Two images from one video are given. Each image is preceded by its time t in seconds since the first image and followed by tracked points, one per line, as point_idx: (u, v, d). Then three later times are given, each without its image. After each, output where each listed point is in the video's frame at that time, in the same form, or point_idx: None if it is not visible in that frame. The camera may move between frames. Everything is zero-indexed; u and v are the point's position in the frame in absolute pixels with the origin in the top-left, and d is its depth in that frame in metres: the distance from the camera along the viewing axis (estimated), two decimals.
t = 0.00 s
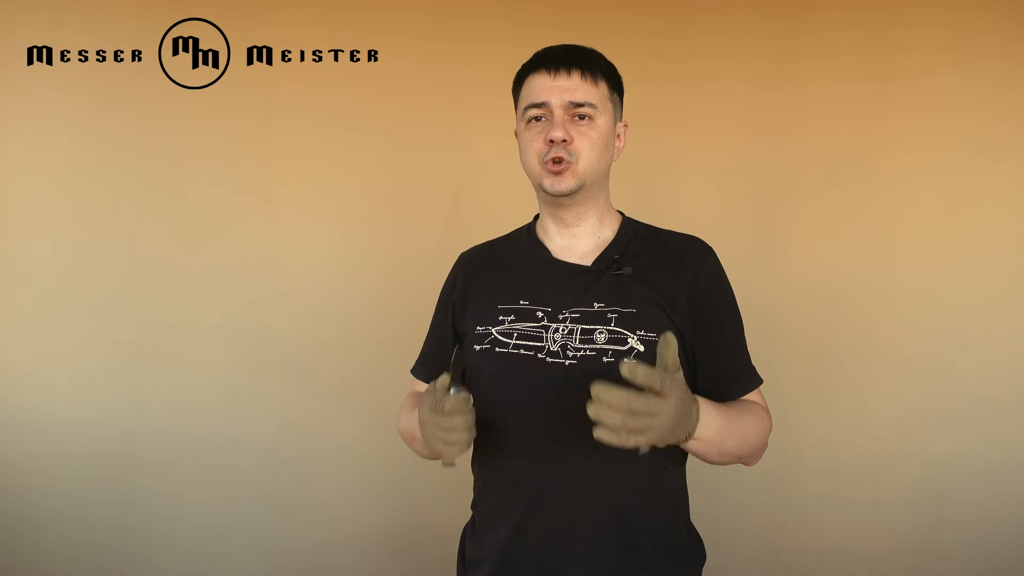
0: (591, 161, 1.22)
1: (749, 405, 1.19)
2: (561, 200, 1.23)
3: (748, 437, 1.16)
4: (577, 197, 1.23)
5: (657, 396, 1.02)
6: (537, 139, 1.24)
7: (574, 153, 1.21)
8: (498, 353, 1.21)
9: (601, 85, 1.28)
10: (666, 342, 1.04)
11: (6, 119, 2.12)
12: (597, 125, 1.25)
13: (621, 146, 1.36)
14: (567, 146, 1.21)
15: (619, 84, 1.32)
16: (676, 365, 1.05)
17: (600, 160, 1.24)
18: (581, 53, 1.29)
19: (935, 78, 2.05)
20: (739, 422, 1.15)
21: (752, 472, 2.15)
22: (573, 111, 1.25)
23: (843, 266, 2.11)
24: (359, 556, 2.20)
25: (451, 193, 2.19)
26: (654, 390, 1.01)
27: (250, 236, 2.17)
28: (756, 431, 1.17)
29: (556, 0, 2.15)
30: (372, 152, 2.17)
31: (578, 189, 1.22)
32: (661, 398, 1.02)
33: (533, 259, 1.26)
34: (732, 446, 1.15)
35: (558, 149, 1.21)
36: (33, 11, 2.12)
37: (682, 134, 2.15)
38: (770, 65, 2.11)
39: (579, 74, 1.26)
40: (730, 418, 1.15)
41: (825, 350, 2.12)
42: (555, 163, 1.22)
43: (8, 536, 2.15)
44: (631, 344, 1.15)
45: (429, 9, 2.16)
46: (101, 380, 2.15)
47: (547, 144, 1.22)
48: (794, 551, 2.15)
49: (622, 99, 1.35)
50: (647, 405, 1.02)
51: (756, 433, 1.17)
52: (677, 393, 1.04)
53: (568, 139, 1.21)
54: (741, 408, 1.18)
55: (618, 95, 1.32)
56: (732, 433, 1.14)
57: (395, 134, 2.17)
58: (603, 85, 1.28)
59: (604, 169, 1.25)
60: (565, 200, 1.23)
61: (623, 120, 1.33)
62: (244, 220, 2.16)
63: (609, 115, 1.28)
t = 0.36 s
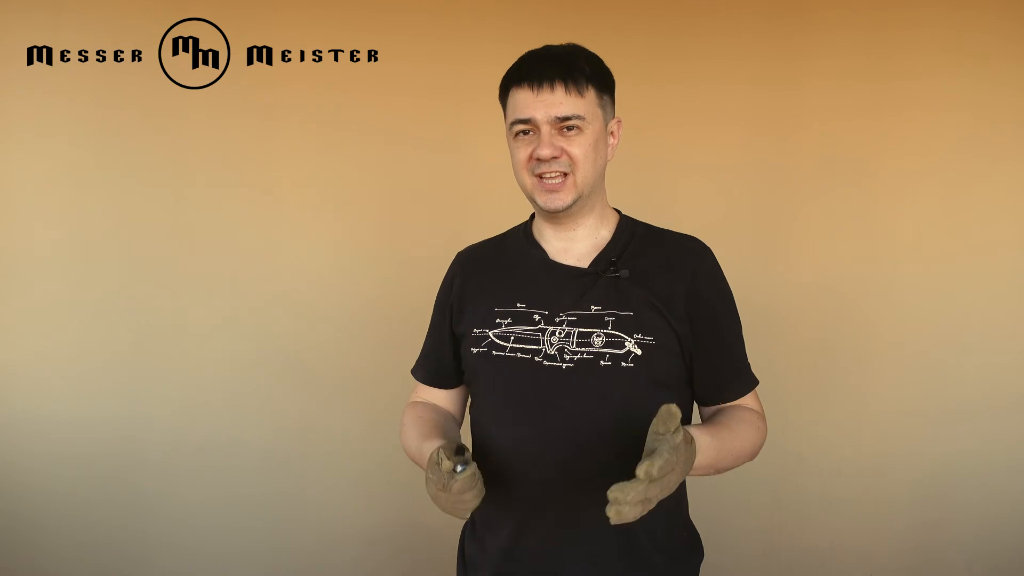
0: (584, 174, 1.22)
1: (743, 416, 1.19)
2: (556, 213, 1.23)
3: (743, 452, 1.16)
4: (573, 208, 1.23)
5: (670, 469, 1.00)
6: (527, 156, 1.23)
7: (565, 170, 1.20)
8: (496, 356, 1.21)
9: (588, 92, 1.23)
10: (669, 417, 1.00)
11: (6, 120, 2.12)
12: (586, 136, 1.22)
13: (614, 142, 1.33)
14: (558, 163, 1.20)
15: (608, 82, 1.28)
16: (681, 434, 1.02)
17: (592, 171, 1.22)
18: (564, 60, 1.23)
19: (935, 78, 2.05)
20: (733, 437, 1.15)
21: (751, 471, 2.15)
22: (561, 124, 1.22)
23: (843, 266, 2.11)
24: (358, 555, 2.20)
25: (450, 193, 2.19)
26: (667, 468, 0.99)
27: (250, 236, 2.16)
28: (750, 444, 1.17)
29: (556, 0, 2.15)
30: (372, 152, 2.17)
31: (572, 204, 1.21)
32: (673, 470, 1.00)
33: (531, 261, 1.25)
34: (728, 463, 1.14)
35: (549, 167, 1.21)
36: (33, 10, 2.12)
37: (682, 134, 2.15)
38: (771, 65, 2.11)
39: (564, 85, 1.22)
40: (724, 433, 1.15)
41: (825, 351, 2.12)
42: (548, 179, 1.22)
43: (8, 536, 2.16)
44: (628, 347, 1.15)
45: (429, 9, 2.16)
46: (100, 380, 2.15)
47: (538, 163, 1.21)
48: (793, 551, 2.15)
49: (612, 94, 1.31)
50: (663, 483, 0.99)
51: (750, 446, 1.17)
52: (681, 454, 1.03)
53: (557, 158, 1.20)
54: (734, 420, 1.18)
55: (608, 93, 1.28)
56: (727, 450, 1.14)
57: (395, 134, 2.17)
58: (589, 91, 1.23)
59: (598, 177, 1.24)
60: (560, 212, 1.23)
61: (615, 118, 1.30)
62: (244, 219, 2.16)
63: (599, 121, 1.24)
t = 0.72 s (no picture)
0: (577, 179, 1.21)
1: (734, 416, 1.17)
2: (551, 215, 1.23)
3: (728, 453, 1.14)
4: (567, 211, 1.23)
5: (614, 454, 1.02)
6: (520, 162, 1.22)
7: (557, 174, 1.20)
8: (493, 353, 1.21)
9: (580, 97, 1.22)
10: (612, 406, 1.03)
11: (6, 120, 2.12)
12: (579, 141, 1.21)
13: (610, 144, 1.32)
14: (550, 169, 1.20)
15: (600, 85, 1.26)
16: (637, 426, 1.04)
17: (586, 174, 1.22)
18: (556, 66, 1.22)
19: (935, 78, 2.05)
20: (720, 436, 1.14)
21: (751, 471, 2.15)
22: (553, 130, 1.21)
23: (843, 265, 2.11)
24: (358, 555, 2.20)
25: (450, 193, 2.19)
26: (606, 450, 1.02)
27: (250, 236, 2.17)
28: (737, 444, 1.15)
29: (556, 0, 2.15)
30: (372, 152, 2.17)
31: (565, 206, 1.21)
32: (619, 456, 1.02)
33: (528, 260, 1.26)
34: (712, 462, 1.14)
35: (542, 173, 1.20)
36: (33, 10, 2.12)
37: (681, 134, 2.15)
38: (771, 64, 2.11)
39: (555, 91, 1.20)
40: (711, 432, 1.14)
41: (825, 350, 2.12)
42: (541, 185, 1.21)
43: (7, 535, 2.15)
44: (622, 344, 1.15)
45: (429, 9, 2.16)
46: (100, 380, 2.15)
47: (530, 169, 1.20)
48: (792, 551, 2.15)
49: (606, 97, 1.29)
50: (604, 465, 1.03)
51: (737, 447, 1.15)
52: (642, 446, 1.04)
53: (549, 163, 1.19)
54: (724, 420, 1.16)
55: (601, 97, 1.26)
56: (712, 448, 1.13)
57: (395, 134, 2.17)
58: (582, 96, 1.22)
59: (592, 180, 1.24)
60: (555, 215, 1.23)
61: (609, 120, 1.29)
62: (244, 220, 2.16)
63: (592, 126, 1.23)
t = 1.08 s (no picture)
0: (578, 176, 1.21)
1: (731, 412, 1.17)
2: (551, 212, 1.23)
3: (726, 449, 1.15)
4: (568, 209, 1.23)
5: (602, 450, 1.04)
6: (522, 158, 1.22)
7: (558, 170, 1.20)
8: (494, 352, 1.21)
9: (583, 96, 1.23)
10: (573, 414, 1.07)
11: (6, 120, 2.12)
12: (581, 138, 1.21)
13: (612, 147, 1.33)
14: (551, 164, 1.20)
15: (604, 87, 1.27)
16: (615, 420, 1.06)
17: (586, 172, 1.22)
18: (560, 65, 1.23)
19: (935, 78, 2.05)
20: (718, 433, 1.14)
21: (751, 471, 2.15)
22: (555, 127, 1.21)
23: (843, 265, 2.11)
24: (358, 556, 2.21)
25: (450, 193, 2.19)
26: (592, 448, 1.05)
27: (251, 236, 2.17)
28: (735, 441, 1.15)
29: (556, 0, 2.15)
30: (372, 152, 2.17)
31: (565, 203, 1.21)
32: (607, 450, 1.04)
33: (529, 259, 1.26)
34: (710, 459, 1.14)
35: (543, 168, 1.20)
36: (33, 10, 2.12)
37: (681, 134, 2.15)
38: (771, 64, 2.11)
39: (558, 89, 1.21)
40: (710, 429, 1.14)
41: (825, 351, 2.12)
42: (542, 181, 1.21)
43: (8, 535, 2.16)
44: (621, 343, 1.15)
45: (429, 9, 2.16)
46: (100, 380, 2.15)
47: (532, 164, 1.20)
48: (793, 551, 2.15)
49: (609, 99, 1.30)
50: (593, 463, 1.05)
51: (735, 444, 1.16)
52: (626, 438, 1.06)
53: (550, 158, 1.19)
54: (722, 417, 1.16)
55: (604, 98, 1.27)
56: (710, 445, 1.13)
57: (395, 134, 2.17)
58: (584, 95, 1.23)
59: (593, 179, 1.24)
60: (555, 212, 1.23)
61: (612, 122, 1.29)
62: (244, 220, 2.16)
63: (594, 126, 1.23)
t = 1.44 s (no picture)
0: (585, 167, 1.21)
1: (740, 405, 1.18)
2: (558, 203, 1.23)
3: (733, 440, 1.14)
4: (573, 200, 1.23)
5: (615, 413, 1.04)
6: (530, 148, 1.23)
7: (565, 159, 1.20)
8: (500, 350, 1.21)
9: (592, 91, 1.25)
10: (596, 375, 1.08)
11: (6, 120, 2.12)
12: (588, 131, 1.23)
13: (618, 147, 1.34)
14: (559, 153, 1.20)
15: (612, 86, 1.29)
16: (634, 390, 1.07)
17: (593, 165, 1.22)
18: (571, 60, 1.26)
19: (935, 77, 2.05)
20: (726, 421, 1.14)
21: (751, 471, 2.15)
22: (564, 118, 1.23)
23: (843, 265, 2.11)
24: (358, 556, 2.20)
25: (450, 193, 2.19)
26: (606, 409, 1.05)
27: (252, 236, 2.16)
28: (742, 433, 1.15)
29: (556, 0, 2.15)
30: (372, 152, 2.17)
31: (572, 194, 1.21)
32: (621, 415, 1.04)
33: (535, 259, 1.26)
34: (717, 447, 1.14)
35: (550, 158, 1.21)
36: (34, 10, 2.12)
37: (681, 134, 2.15)
38: (771, 64, 2.11)
39: (569, 81, 1.24)
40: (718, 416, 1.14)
41: (825, 351, 2.12)
42: (548, 170, 1.21)
43: (8, 535, 2.16)
44: (626, 343, 1.15)
45: (429, 9, 2.16)
46: (100, 380, 2.15)
47: (539, 153, 1.21)
48: (793, 550, 2.15)
49: (617, 100, 1.32)
50: (604, 423, 1.05)
51: (742, 437, 1.16)
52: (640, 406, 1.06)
53: (558, 147, 1.20)
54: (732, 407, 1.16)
55: (612, 96, 1.29)
56: (719, 430, 1.13)
57: (396, 134, 2.17)
58: (593, 90, 1.25)
59: (600, 174, 1.24)
60: (561, 203, 1.23)
61: (619, 122, 1.31)
62: (245, 221, 2.16)
63: (602, 120, 1.25)
